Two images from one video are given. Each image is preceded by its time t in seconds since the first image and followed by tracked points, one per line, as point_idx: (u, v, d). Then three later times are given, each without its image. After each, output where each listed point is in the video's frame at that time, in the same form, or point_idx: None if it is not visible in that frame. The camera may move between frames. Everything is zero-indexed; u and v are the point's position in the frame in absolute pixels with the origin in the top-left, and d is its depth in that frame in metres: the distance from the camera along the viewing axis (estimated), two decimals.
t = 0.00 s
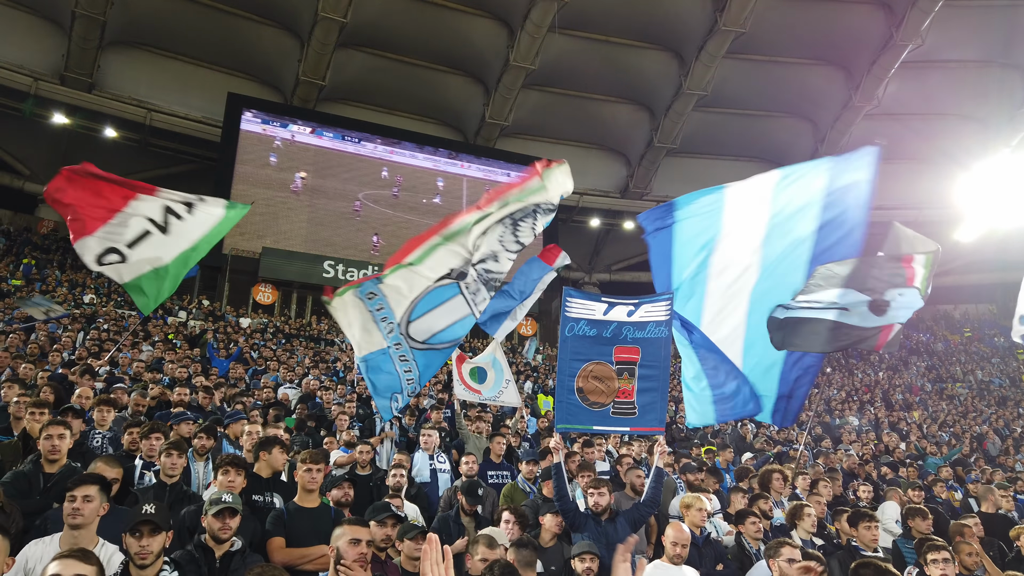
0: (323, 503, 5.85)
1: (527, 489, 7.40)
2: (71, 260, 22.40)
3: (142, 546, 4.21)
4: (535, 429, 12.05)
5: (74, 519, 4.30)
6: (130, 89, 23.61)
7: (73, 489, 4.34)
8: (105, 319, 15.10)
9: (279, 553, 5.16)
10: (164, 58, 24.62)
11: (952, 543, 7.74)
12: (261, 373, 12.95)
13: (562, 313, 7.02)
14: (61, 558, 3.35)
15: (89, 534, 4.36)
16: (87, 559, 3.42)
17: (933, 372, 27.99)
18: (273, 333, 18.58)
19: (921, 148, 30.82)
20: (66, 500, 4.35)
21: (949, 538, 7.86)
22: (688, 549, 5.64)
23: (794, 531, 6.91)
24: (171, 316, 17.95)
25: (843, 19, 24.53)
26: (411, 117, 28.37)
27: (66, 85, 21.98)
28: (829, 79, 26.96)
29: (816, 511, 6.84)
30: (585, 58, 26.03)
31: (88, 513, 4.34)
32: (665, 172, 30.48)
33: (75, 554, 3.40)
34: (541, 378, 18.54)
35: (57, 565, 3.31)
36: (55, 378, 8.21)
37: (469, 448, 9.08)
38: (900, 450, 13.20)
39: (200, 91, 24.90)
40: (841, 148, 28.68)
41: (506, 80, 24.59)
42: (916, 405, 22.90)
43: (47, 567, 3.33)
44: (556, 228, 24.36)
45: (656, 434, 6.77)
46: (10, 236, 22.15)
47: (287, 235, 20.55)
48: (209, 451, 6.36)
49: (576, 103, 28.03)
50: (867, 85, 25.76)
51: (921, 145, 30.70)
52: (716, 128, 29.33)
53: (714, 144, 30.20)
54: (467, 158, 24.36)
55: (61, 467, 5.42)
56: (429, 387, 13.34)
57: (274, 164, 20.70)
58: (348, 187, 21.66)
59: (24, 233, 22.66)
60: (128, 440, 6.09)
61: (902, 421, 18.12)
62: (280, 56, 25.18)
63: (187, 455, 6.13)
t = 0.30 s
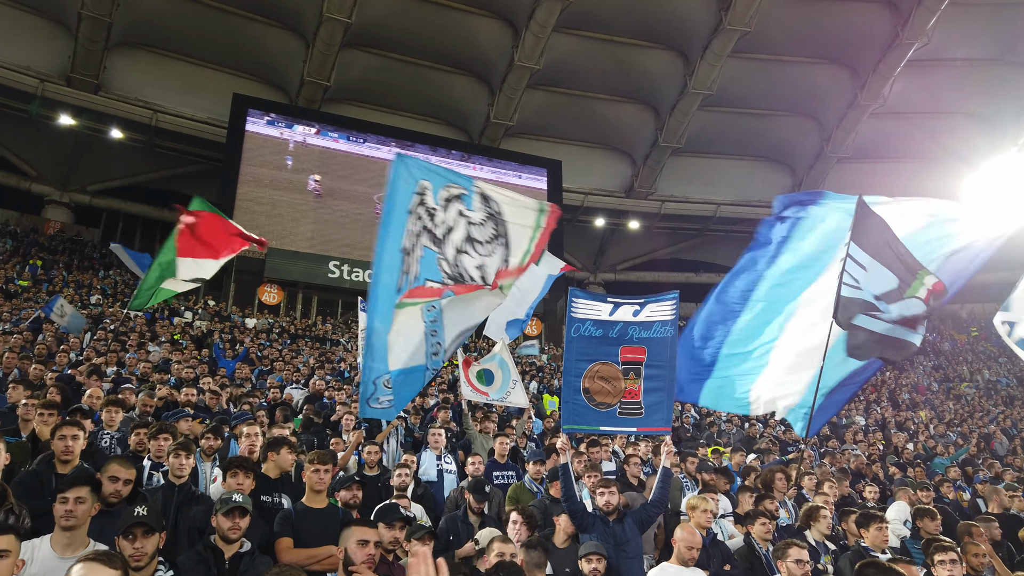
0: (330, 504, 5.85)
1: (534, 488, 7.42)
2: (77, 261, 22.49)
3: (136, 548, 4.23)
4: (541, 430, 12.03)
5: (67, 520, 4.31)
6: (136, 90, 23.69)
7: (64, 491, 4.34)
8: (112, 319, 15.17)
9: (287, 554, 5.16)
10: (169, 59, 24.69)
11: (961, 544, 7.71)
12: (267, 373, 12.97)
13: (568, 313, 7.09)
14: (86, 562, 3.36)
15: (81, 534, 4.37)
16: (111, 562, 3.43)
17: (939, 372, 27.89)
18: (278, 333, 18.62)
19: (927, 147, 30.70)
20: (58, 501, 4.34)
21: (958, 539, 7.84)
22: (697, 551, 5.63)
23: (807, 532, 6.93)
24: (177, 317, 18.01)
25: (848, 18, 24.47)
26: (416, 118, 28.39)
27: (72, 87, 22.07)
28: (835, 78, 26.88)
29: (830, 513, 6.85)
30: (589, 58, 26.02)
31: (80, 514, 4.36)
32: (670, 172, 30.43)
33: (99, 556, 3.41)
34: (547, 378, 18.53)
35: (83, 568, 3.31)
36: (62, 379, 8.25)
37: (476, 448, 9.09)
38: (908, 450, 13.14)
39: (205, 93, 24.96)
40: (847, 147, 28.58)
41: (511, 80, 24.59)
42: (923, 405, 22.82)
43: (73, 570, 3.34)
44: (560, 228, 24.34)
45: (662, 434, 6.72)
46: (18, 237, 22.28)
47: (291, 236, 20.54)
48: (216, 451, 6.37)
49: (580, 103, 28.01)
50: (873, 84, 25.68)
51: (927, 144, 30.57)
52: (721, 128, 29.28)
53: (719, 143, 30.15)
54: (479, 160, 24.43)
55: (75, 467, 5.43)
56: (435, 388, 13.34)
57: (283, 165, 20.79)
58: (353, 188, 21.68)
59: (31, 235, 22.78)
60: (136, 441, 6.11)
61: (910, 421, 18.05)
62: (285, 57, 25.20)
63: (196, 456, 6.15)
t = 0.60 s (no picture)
0: (343, 505, 5.84)
1: (545, 489, 7.41)
2: (88, 262, 22.60)
3: (145, 548, 4.24)
4: (550, 430, 12.01)
5: (57, 519, 4.27)
6: (145, 92, 23.81)
7: (54, 490, 4.29)
8: (122, 321, 15.24)
9: (299, 554, 5.18)
10: (178, 61, 24.81)
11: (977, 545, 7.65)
12: (276, 374, 12.98)
13: (580, 313, 7.10)
14: (84, 562, 3.38)
15: (71, 532, 4.34)
16: (109, 562, 3.45)
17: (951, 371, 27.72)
18: (287, 334, 18.67)
19: (937, 144, 30.53)
20: (49, 500, 4.30)
21: (973, 539, 7.76)
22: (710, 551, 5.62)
23: (823, 534, 6.89)
24: (186, 318, 18.06)
25: (857, 15, 24.39)
26: (423, 118, 28.40)
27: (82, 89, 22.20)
28: (844, 76, 26.78)
29: (846, 514, 6.82)
30: (597, 57, 26.00)
31: (71, 513, 4.32)
32: (678, 171, 30.37)
33: (96, 556, 3.43)
34: (556, 377, 18.52)
35: (82, 569, 3.33)
36: (75, 380, 8.29)
37: (486, 448, 9.09)
38: (920, 449, 13.06)
39: (214, 95, 25.05)
40: (856, 145, 28.45)
41: (518, 80, 24.62)
42: (935, 404, 22.66)
43: (70, 571, 3.36)
44: (569, 227, 24.31)
45: (675, 435, 6.66)
46: (29, 239, 22.42)
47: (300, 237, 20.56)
48: (228, 452, 6.39)
49: (588, 102, 27.99)
50: (883, 81, 25.57)
51: (937, 141, 30.40)
52: (729, 126, 29.18)
53: (727, 142, 30.05)
54: (492, 161, 24.24)
55: (90, 468, 5.44)
56: (444, 388, 13.32)
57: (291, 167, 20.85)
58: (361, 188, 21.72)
59: (42, 236, 22.92)
60: (149, 442, 6.14)
61: (922, 421, 17.93)
62: (293, 59, 25.28)
63: (208, 456, 6.16)
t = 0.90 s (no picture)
0: (359, 505, 5.86)
1: (559, 488, 7.40)
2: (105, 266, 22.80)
3: (182, 545, 4.37)
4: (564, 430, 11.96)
5: (59, 520, 4.30)
6: (160, 96, 24.02)
7: (55, 490, 4.31)
8: (139, 324, 15.36)
9: (314, 554, 5.20)
10: (192, 65, 24.99)
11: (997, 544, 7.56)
12: (291, 375, 13.05)
13: (594, 311, 6.98)
14: (66, 563, 3.41)
15: (73, 533, 4.37)
16: (91, 562, 3.47)
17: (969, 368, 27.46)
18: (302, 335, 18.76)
19: (952, 139, 30.27)
20: (49, 501, 4.33)
21: (993, 538, 7.67)
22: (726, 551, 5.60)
23: (835, 533, 6.85)
24: (202, 319, 18.17)
25: (870, 11, 24.24)
26: (435, 119, 28.45)
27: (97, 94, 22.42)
28: (858, 72, 26.61)
29: (858, 512, 6.77)
30: (608, 55, 25.95)
31: (72, 514, 4.35)
32: (691, 169, 30.23)
33: (80, 558, 3.45)
34: (569, 377, 18.49)
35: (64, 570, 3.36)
36: (93, 382, 8.38)
37: (500, 449, 9.09)
38: (938, 448, 12.95)
39: (227, 98, 25.23)
40: (871, 141, 28.24)
41: (530, 79, 24.62)
42: (953, 402, 22.44)
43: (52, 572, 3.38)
44: (581, 227, 24.27)
45: (689, 433, 6.70)
46: (47, 243, 22.67)
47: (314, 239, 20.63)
48: (244, 452, 6.44)
49: (599, 101, 27.96)
50: (897, 77, 25.37)
51: (953, 136, 30.14)
52: (742, 124, 29.04)
53: (740, 140, 29.92)
54: (512, 164, 24.39)
55: (110, 470, 5.49)
56: (457, 389, 13.33)
57: (304, 168, 20.95)
58: (375, 189, 21.78)
59: (59, 240, 23.15)
60: (166, 443, 6.19)
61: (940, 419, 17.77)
62: (305, 61, 25.40)
63: (225, 457, 6.21)
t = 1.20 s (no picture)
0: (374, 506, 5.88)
1: (574, 489, 7.40)
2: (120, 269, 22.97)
3: (216, 548, 4.40)
4: (578, 431, 11.93)
5: (87, 523, 4.33)
6: (173, 99, 24.19)
7: (82, 495, 4.34)
8: (154, 326, 15.46)
9: (329, 556, 5.23)
10: (204, 69, 25.14)
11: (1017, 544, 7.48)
12: (304, 377, 13.09)
13: (616, 311, 6.96)
14: (85, 569, 3.41)
15: (103, 536, 4.40)
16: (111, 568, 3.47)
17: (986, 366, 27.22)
18: (315, 336, 18.82)
19: (968, 135, 29.99)
20: (78, 504, 4.36)
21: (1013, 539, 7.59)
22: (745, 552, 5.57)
23: (843, 531, 6.81)
24: (216, 322, 18.29)
25: (884, 7, 24.07)
26: (446, 120, 28.48)
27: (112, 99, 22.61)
28: (871, 68, 26.43)
29: (867, 512, 6.74)
30: (619, 54, 25.89)
31: (100, 517, 4.37)
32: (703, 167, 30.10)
33: (100, 564, 3.43)
34: (583, 377, 18.45)
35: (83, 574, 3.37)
36: (110, 385, 8.44)
37: (513, 449, 9.08)
38: (955, 446, 12.83)
39: (240, 101, 25.35)
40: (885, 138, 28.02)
41: (540, 79, 24.60)
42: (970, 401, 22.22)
43: None
44: (593, 226, 24.22)
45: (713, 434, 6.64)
46: (63, 247, 22.88)
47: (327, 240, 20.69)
48: (261, 454, 6.48)
49: (610, 100, 27.90)
50: (911, 73, 25.17)
51: (968, 132, 29.86)
52: (754, 121, 28.90)
53: (752, 137, 29.77)
54: (530, 164, 24.44)
55: (127, 472, 5.53)
56: (470, 389, 13.33)
57: (316, 170, 21.03)
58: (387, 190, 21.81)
59: (75, 244, 23.36)
60: (182, 445, 6.22)
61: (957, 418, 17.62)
62: (316, 64, 25.48)
63: (241, 459, 6.25)
